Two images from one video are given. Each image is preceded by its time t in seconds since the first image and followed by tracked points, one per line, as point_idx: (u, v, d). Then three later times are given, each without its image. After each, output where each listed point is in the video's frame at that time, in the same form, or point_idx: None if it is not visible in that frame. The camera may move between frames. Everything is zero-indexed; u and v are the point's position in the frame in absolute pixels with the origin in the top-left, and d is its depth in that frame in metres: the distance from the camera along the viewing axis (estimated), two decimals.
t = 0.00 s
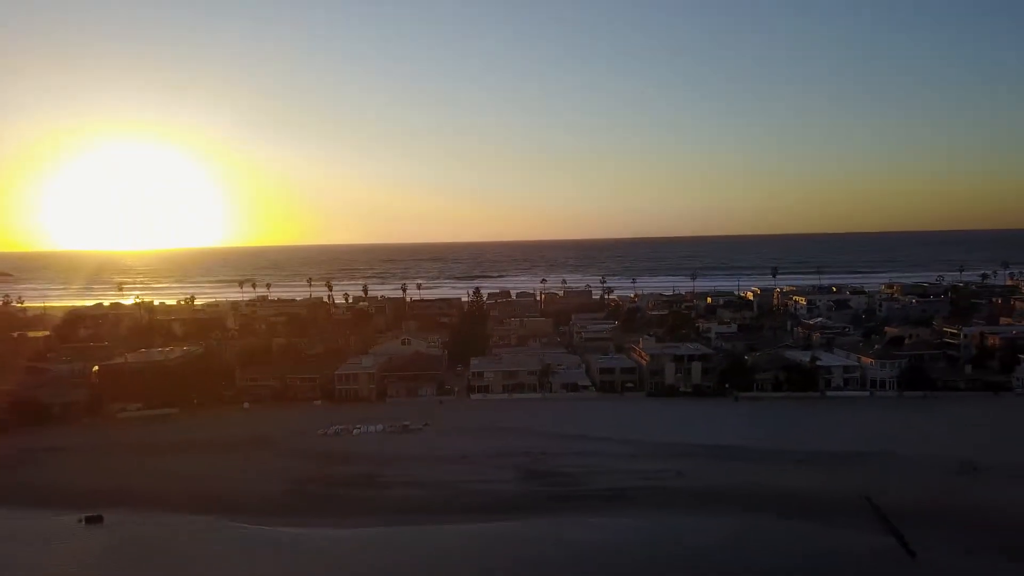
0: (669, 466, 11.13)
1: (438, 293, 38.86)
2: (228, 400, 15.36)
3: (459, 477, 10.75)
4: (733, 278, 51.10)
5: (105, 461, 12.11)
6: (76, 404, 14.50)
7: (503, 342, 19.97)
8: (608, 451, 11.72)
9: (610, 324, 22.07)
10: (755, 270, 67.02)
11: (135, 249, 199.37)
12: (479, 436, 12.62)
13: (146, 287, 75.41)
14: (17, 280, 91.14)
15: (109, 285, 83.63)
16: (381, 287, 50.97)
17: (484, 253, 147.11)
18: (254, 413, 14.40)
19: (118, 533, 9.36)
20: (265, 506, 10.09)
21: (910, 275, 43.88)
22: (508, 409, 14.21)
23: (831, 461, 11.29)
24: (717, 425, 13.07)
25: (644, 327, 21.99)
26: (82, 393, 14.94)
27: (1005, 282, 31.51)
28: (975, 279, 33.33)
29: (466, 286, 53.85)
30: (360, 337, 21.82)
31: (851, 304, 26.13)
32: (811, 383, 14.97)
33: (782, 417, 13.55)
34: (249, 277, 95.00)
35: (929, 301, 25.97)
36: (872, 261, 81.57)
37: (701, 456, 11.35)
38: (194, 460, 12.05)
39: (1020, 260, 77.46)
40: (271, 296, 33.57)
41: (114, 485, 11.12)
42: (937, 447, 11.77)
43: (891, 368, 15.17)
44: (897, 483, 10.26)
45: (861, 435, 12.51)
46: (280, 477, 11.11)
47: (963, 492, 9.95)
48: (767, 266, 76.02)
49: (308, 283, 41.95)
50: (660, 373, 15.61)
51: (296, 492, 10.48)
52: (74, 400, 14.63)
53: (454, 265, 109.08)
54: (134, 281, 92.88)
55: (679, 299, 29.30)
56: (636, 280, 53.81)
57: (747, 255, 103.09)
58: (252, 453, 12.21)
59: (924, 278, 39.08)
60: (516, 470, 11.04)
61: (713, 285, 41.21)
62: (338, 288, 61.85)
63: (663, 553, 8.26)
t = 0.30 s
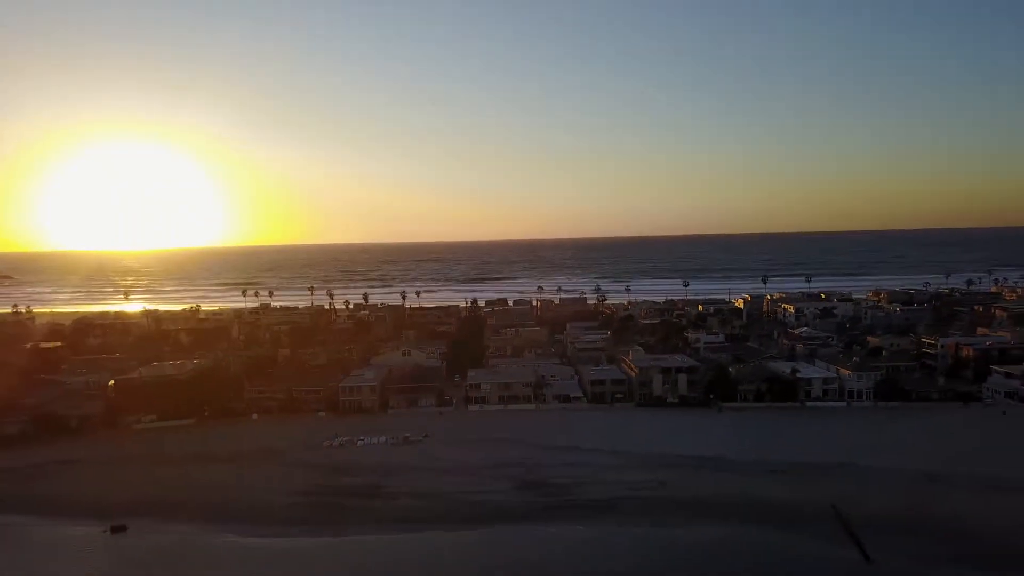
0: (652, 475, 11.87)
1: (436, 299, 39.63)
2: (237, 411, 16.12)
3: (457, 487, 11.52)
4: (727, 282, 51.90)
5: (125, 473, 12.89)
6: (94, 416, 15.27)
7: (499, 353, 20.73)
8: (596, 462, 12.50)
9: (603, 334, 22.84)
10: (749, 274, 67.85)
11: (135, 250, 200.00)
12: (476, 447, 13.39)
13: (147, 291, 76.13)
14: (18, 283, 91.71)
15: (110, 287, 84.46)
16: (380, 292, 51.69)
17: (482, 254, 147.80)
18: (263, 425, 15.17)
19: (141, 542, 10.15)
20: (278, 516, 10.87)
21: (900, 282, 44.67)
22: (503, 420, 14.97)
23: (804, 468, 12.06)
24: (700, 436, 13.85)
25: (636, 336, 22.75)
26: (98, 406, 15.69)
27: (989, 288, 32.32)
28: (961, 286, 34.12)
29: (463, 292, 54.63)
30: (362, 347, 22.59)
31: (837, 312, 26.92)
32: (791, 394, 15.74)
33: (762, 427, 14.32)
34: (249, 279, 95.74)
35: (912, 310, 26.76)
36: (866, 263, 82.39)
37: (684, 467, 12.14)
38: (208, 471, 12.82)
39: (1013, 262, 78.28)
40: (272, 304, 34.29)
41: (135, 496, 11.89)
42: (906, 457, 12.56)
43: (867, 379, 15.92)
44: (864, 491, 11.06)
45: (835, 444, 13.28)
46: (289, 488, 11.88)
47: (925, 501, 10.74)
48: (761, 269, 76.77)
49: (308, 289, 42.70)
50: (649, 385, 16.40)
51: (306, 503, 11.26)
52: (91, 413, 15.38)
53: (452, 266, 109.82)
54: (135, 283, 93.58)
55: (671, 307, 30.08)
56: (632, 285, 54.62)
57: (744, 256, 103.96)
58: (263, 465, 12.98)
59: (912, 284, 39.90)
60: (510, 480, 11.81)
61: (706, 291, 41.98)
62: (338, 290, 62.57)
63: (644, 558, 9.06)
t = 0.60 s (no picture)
0: (640, 484, 12.62)
1: (434, 305, 40.32)
2: (246, 421, 16.84)
3: (456, 496, 12.27)
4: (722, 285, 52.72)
5: (142, 482, 13.60)
6: (110, 426, 16.00)
7: (497, 362, 21.46)
8: (587, 471, 13.25)
9: (597, 343, 23.57)
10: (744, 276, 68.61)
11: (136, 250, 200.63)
12: (474, 457, 14.13)
13: (149, 293, 76.84)
14: (21, 286, 92.42)
15: (112, 289, 85.13)
16: (379, 297, 52.39)
17: (480, 253, 148.46)
18: (271, 435, 15.90)
19: (163, 550, 10.88)
20: (288, 524, 11.60)
21: (890, 286, 45.48)
22: (500, 430, 15.71)
23: (783, 476, 12.82)
24: (686, 446, 14.59)
25: (629, 345, 23.53)
26: (112, 417, 16.39)
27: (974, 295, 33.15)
28: (947, 291, 34.93)
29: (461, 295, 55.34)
30: (364, 355, 23.37)
31: (825, 319, 27.70)
32: (775, 404, 16.49)
33: (746, 436, 15.07)
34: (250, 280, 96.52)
35: (897, 317, 27.56)
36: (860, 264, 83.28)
37: (670, 476, 12.89)
38: (221, 481, 13.55)
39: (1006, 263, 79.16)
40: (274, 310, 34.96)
41: (154, 505, 12.64)
42: (879, 466, 13.32)
43: (847, 389, 16.69)
44: (837, 499, 11.82)
45: (814, 453, 14.04)
46: (299, 497, 12.61)
47: (894, 509, 11.48)
48: (756, 270, 77.50)
49: (309, 295, 43.42)
50: (639, 395, 17.15)
51: (314, 511, 12.00)
52: (106, 424, 16.07)
53: (451, 266, 110.58)
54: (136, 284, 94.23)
55: (664, 313, 30.83)
56: (627, 289, 55.45)
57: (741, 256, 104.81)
58: (273, 474, 13.71)
59: (902, 290, 40.75)
60: (506, 489, 12.55)
61: (699, 295, 42.76)
62: (338, 293, 63.35)
63: (630, 562, 9.81)
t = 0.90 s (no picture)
0: (630, 491, 13.37)
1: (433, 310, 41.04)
2: (254, 429, 17.54)
3: (456, 504, 13.01)
4: (715, 288, 53.51)
5: (157, 490, 14.32)
6: (124, 435, 16.72)
7: (494, 370, 22.22)
8: (579, 479, 14.00)
9: (591, 350, 24.31)
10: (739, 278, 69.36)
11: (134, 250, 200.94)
12: (473, 465, 14.88)
13: (150, 296, 77.50)
14: (22, 287, 92.86)
15: (112, 291, 85.81)
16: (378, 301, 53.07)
17: (478, 253, 149.05)
18: (279, 443, 16.64)
19: (181, 556, 11.63)
20: (298, 530, 12.34)
21: (882, 290, 46.25)
22: (497, 439, 16.45)
23: (764, 482, 13.58)
24: (673, 453, 15.35)
25: (622, 352, 24.29)
26: (126, 426, 17.09)
27: (960, 299, 33.97)
28: (936, 296, 35.68)
29: (460, 300, 56.05)
30: (365, 362, 24.11)
31: (813, 325, 28.46)
32: (760, 412, 17.24)
33: (731, 442, 15.82)
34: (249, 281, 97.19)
35: (884, 323, 28.32)
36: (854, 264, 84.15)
37: (658, 484, 13.65)
38: (233, 488, 14.26)
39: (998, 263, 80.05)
40: (276, 316, 35.64)
41: (170, 512, 13.38)
42: (856, 473, 14.09)
43: (828, 398, 17.45)
44: (813, 505, 12.59)
45: (795, 459, 14.79)
46: (307, 504, 13.36)
47: (867, 515, 12.25)
48: (751, 271, 78.32)
49: (311, 301, 44.09)
50: (630, 403, 17.91)
51: (322, 518, 12.75)
52: (120, 433, 16.78)
53: (448, 267, 111.31)
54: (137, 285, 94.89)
55: (658, 319, 31.56)
56: (622, 292, 56.28)
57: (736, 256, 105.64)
58: (282, 482, 14.45)
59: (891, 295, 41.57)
60: (503, 496, 13.30)
61: (694, 299, 43.54)
62: (338, 297, 64.04)
63: (618, 567, 10.56)
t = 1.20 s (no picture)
0: (619, 497, 14.12)
1: (432, 313, 41.76)
2: (262, 435, 18.27)
3: (455, 510, 13.77)
4: (710, 290, 54.30)
5: (172, 496, 15.05)
6: (137, 442, 17.46)
7: (492, 377, 22.96)
8: (572, 484, 14.76)
9: (586, 357, 25.05)
10: (734, 279, 70.11)
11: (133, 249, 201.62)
12: (471, 471, 15.64)
13: (150, 296, 78.21)
14: (23, 287, 93.33)
15: (113, 291, 86.50)
16: (377, 305, 53.70)
17: (476, 250, 149.64)
18: (285, 450, 17.38)
19: (198, 559, 12.38)
20: (306, 535, 13.08)
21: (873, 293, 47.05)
22: (495, 445, 17.21)
23: (746, 488, 14.35)
24: (662, 458, 16.12)
25: (616, 358, 25.04)
26: (140, 433, 17.82)
27: (948, 304, 34.75)
28: (924, 300, 36.47)
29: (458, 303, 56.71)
30: (367, 369, 24.87)
31: (802, 331, 29.23)
32: (746, 418, 18.01)
33: (717, 448, 16.59)
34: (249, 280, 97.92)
35: (872, 328, 29.09)
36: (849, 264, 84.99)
37: (646, 490, 14.40)
38: (244, 494, 15.01)
39: (991, 264, 80.87)
40: (279, 321, 36.34)
41: (184, 517, 14.12)
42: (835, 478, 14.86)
43: (812, 405, 18.22)
44: (791, 510, 13.36)
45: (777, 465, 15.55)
46: (314, 510, 14.11)
47: (842, 520, 13.00)
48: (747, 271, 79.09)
49: (312, 305, 44.80)
50: (622, 410, 18.66)
51: (328, 523, 13.49)
52: (134, 440, 17.51)
53: (446, 266, 112.02)
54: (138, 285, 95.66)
55: (652, 323, 32.30)
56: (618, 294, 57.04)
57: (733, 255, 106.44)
58: (290, 488, 15.19)
59: (881, 298, 42.35)
60: (499, 502, 14.05)
61: (689, 302, 44.28)
62: (338, 300, 64.72)
63: (606, 570, 11.32)
